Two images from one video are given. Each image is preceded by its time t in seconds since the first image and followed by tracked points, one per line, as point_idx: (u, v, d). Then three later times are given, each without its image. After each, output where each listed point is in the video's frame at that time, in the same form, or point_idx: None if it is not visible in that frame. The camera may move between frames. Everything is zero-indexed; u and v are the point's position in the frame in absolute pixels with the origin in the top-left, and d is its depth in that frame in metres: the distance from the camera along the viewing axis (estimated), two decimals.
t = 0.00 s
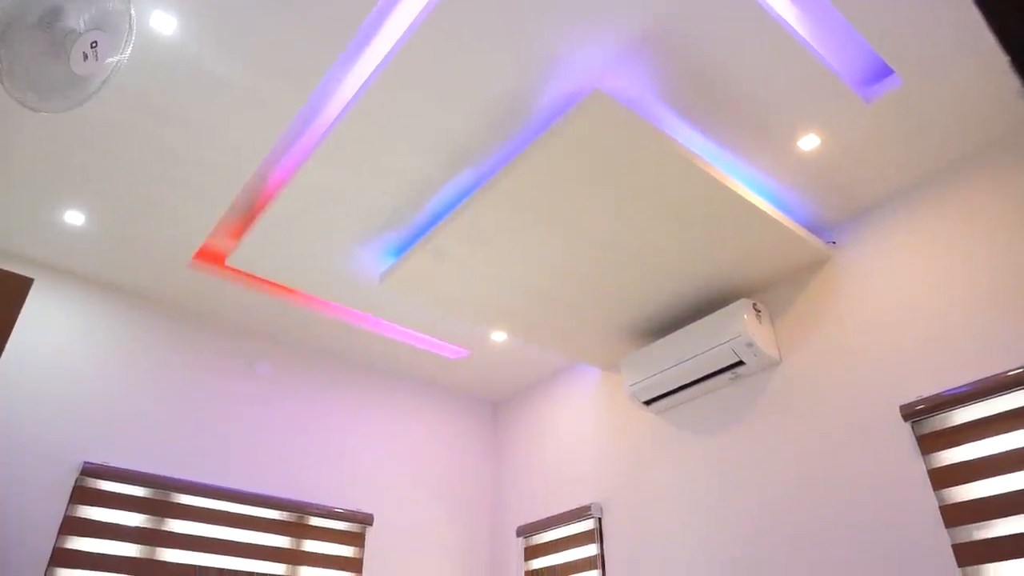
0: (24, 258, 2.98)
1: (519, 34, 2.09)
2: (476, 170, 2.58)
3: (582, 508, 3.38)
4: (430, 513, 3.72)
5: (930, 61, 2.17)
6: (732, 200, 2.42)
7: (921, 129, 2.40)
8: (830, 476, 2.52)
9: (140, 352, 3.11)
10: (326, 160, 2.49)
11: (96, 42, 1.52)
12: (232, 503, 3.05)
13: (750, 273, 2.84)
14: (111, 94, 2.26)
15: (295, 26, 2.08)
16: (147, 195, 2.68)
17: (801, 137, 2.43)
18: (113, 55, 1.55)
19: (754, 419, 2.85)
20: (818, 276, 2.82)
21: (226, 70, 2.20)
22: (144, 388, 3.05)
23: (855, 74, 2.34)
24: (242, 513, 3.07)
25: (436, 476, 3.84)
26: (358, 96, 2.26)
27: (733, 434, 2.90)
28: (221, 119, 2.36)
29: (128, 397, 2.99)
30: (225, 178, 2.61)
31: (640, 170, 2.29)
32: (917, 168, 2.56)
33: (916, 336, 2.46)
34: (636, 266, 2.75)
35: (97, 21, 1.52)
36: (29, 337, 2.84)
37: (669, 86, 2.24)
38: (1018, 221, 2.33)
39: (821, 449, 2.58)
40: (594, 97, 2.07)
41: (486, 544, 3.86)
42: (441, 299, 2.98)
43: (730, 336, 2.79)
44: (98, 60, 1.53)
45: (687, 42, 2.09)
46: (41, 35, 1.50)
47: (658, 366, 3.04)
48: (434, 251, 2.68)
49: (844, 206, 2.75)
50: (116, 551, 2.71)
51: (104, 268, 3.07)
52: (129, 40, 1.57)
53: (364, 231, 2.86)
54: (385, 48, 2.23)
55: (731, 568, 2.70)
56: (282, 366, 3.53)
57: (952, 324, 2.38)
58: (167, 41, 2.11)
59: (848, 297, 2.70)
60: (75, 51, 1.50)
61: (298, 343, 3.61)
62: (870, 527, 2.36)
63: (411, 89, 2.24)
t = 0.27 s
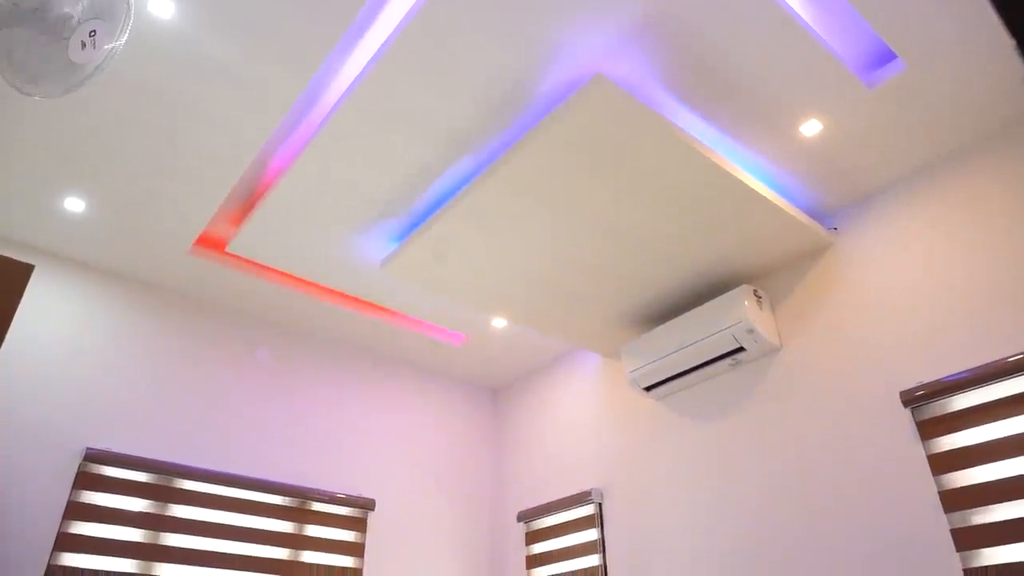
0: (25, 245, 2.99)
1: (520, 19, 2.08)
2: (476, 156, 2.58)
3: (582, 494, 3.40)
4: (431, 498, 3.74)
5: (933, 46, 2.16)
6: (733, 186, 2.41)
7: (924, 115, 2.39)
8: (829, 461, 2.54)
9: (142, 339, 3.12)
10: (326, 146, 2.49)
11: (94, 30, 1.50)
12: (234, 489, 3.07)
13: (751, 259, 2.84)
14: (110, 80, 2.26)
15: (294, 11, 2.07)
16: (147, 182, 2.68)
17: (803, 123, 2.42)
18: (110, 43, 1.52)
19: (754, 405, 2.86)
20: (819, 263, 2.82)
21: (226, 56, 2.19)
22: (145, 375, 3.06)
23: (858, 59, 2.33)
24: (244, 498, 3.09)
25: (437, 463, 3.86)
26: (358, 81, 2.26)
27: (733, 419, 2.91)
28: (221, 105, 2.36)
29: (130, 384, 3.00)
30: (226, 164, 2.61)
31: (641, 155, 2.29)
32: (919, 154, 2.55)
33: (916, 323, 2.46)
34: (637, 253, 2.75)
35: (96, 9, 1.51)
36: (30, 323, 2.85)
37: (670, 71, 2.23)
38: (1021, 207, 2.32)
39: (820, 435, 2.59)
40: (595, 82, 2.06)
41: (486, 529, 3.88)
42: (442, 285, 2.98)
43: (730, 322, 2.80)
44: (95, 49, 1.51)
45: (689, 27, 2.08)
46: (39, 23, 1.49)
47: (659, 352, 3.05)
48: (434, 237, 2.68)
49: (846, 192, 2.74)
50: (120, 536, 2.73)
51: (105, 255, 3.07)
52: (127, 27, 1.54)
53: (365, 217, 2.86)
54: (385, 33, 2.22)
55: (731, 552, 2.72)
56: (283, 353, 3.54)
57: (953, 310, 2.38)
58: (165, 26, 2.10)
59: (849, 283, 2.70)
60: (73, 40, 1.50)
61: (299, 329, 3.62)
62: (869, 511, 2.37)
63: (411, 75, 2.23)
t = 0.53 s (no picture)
0: (25, 232, 2.99)
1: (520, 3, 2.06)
2: (477, 142, 2.57)
3: (582, 479, 3.42)
4: (433, 484, 3.76)
5: (936, 31, 2.14)
6: (734, 172, 2.40)
7: (927, 100, 2.37)
8: (828, 447, 2.55)
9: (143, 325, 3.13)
10: (326, 132, 2.48)
11: (91, 19, 1.48)
12: (237, 474, 3.09)
13: (751, 245, 2.84)
14: (108, 65, 2.24)
15: None
16: (147, 168, 2.67)
17: (805, 108, 2.41)
18: (105, 30, 1.50)
19: (753, 391, 2.87)
20: (820, 249, 2.82)
21: (224, 41, 2.18)
22: (147, 361, 3.06)
23: (861, 44, 2.32)
24: (247, 483, 3.11)
25: (438, 448, 3.88)
26: (357, 67, 2.24)
27: (733, 405, 2.92)
28: (220, 90, 2.34)
29: (132, 370, 3.01)
30: (225, 150, 2.60)
31: (642, 141, 2.28)
32: (922, 139, 2.54)
33: (917, 309, 2.46)
34: (638, 238, 2.74)
35: None
36: (31, 309, 2.85)
37: (672, 55, 2.21)
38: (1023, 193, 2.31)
39: (820, 421, 2.60)
40: (596, 67, 2.05)
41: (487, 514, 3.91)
42: (442, 272, 2.99)
43: (731, 309, 2.80)
44: (90, 37, 1.49)
45: (691, 11, 2.06)
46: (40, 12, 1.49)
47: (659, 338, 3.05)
48: (435, 224, 2.67)
49: (848, 178, 2.73)
50: (124, 521, 2.75)
51: (106, 241, 3.07)
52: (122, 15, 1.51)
53: (365, 203, 2.85)
54: (385, 17, 2.20)
55: (730, 536, 2.74)
56: (284, 339, 3.55)
57: (953, 297, 2.38)
58: (162, 12, 2.09)
59: (850, 270, 2.70)
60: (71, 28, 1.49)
61: (300, 315, 3.63)
62: (868, 496, 2.38)
63: (411, 60, 2.22)
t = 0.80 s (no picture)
0: (27, 218, 2.99)
1: None
2: (478, 128, 2.56)
3: (584, 465, 3.43)
4: (434, 469, 3.78)
5: (941, 15, 2.12)
6: (737, 158, 2.40)
7: (931, 85, 2.36)
8: (828, 433, 2.56)
9: (145, 312, 3.13)
10: (327, 118, 2.47)
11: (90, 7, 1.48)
12: (239, 460, 3.10)
13: (753, 231, 2.84)
14: (108, 51, 2.23)
15: None
16: (148, 155, 2.67)
17: (807, 94, 2.39)
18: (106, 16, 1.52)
19: (754, 378, 2.88)
20: (821, 235, 2.81)
21: (223, 27, 2.17)
22: (149, 347, 3.07)
23: (864, 29, 2.30)
24: (250, 469, 3.13)
25: (440, 434, 3.89)
26: (358, 52, 2.23)
27: (734, 391, 2.93)
28: (220, 76, 2.33)
29: (134, 356, 3.02)
30: (226, 136, 2.59)
31: (644, 127, 2.27)
32: (925, 125, 2.53)
33: (919, 295, 2.46)
34: (639, 225, 2.74)
35: None
36: (33, 296, 2.86)
37: (674, 40, 2.20)
38: None
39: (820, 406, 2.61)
40: (598, 52, 2.03)
41: (489, 499, 3.94)
42: (444, 258, 2.98)
43: (732, 295, 2.80)
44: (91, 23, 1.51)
45: None
46: None
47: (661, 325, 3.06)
48: (436, 210, 2.67)
49: (850, 164, 2.72)
50: (128, 506, 2.77)
51: (107, 227, 3.07)
52: None
53: (366, 189, 2.85)
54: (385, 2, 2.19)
55: (731, 521, 2.76)
56: (286, 326, 3.55)
57: (955, 283, 2.38)
58: None
59: (851, 256, 2.69)
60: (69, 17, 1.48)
61: (301, 302, 3.63)
62: (868, 481, 2.40)
63: (411, 45, 2.20)
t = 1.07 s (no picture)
0: (27, 204, 2.98)
1: None
2: (479, 114, 2.54)
3: (584, 451, 3.45)
4: (436, 455, 3.80)
5: None
6: (738, 143, 2.39)
7: (934, 70, 2.34)
8: (828, 418, 2.57)
9: (146, 299, 3.14)
10: (326, 104, 2.46)
11: None
12: (241, 445, 3.12)
13: (755, 217, 2.83)
14: (105, 36, 2.22)
15: None
16: (146, 141, 2.66)
17: (810, 79, 2.38)
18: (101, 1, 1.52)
19: (755, 363, 2.88)
20: (823, 221, 2.81)
21: (221, 11, 2.15)
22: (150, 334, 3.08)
23: (868, 13, 2.28)
24: (252, 455, 3.14)
25: (441, 420, 3.91)
26: (357, 36, 2.21)
27: (734, 377, 2.94)
28: (219, 61, 2.32)
29: (135, 343, 3.03)
30: (225, 122, 2.58)
31: (645, 112, 2.26)
32: (928, 110, 2.52)
33: (920, 281, 2.46)
34: (640, 210, 2.73)
35: None
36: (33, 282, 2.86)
37: (676, 24, 2.18)
38: None
39: (820, 392, 2.62)
40: (599, 37, 2.02)
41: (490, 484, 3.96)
42: (444, 244, 2.98)
43: (734, 282, 2.79)
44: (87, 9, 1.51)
45: None
46: None
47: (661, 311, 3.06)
48: (437, 196, 2.66)
49: (852, 149, 2.71)
50: (131, 491, 2.78)
51: (107, 214, 3.07)
52: None
53: (367, 176, 2.84)
54: None
55: (731, 506, 2.77)
56: (287, 312, 3.56)
57: (956, 269, 2.38)
58: None
59: (852, 241, 2.69)
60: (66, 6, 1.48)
61: (302, 288, 3.63)
62: (868, 466, 2.41)
63: (411, 29, 2.19)
